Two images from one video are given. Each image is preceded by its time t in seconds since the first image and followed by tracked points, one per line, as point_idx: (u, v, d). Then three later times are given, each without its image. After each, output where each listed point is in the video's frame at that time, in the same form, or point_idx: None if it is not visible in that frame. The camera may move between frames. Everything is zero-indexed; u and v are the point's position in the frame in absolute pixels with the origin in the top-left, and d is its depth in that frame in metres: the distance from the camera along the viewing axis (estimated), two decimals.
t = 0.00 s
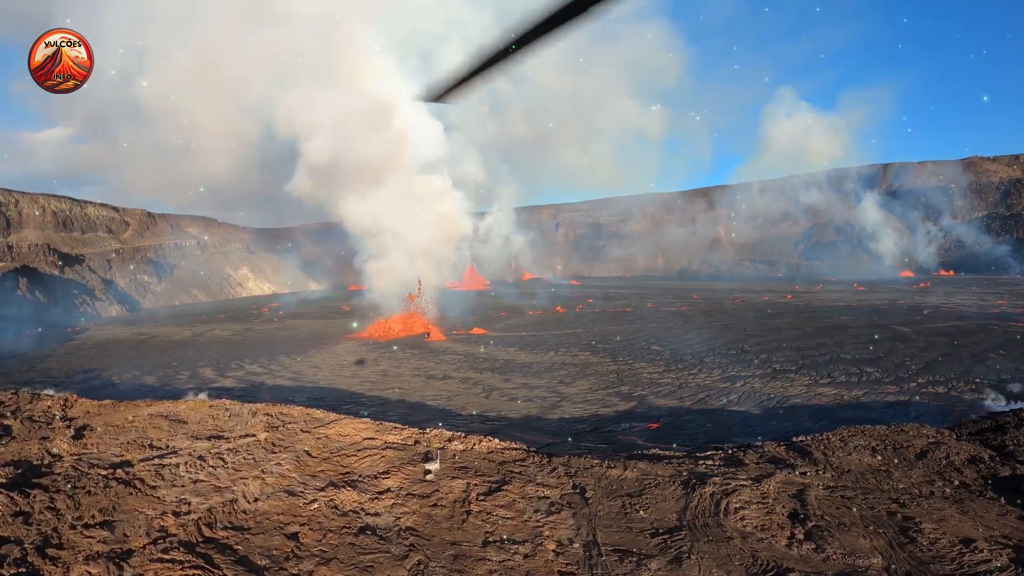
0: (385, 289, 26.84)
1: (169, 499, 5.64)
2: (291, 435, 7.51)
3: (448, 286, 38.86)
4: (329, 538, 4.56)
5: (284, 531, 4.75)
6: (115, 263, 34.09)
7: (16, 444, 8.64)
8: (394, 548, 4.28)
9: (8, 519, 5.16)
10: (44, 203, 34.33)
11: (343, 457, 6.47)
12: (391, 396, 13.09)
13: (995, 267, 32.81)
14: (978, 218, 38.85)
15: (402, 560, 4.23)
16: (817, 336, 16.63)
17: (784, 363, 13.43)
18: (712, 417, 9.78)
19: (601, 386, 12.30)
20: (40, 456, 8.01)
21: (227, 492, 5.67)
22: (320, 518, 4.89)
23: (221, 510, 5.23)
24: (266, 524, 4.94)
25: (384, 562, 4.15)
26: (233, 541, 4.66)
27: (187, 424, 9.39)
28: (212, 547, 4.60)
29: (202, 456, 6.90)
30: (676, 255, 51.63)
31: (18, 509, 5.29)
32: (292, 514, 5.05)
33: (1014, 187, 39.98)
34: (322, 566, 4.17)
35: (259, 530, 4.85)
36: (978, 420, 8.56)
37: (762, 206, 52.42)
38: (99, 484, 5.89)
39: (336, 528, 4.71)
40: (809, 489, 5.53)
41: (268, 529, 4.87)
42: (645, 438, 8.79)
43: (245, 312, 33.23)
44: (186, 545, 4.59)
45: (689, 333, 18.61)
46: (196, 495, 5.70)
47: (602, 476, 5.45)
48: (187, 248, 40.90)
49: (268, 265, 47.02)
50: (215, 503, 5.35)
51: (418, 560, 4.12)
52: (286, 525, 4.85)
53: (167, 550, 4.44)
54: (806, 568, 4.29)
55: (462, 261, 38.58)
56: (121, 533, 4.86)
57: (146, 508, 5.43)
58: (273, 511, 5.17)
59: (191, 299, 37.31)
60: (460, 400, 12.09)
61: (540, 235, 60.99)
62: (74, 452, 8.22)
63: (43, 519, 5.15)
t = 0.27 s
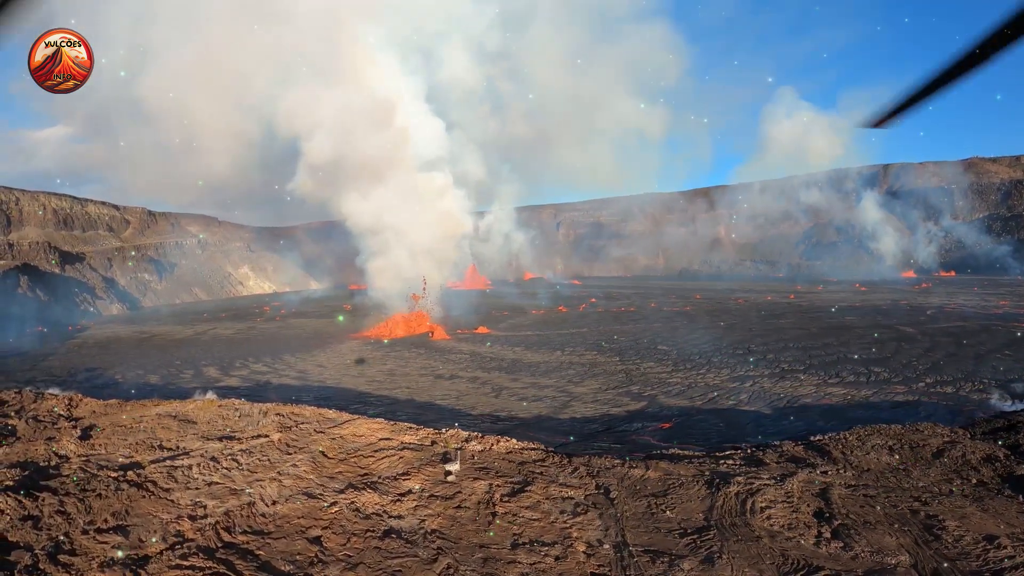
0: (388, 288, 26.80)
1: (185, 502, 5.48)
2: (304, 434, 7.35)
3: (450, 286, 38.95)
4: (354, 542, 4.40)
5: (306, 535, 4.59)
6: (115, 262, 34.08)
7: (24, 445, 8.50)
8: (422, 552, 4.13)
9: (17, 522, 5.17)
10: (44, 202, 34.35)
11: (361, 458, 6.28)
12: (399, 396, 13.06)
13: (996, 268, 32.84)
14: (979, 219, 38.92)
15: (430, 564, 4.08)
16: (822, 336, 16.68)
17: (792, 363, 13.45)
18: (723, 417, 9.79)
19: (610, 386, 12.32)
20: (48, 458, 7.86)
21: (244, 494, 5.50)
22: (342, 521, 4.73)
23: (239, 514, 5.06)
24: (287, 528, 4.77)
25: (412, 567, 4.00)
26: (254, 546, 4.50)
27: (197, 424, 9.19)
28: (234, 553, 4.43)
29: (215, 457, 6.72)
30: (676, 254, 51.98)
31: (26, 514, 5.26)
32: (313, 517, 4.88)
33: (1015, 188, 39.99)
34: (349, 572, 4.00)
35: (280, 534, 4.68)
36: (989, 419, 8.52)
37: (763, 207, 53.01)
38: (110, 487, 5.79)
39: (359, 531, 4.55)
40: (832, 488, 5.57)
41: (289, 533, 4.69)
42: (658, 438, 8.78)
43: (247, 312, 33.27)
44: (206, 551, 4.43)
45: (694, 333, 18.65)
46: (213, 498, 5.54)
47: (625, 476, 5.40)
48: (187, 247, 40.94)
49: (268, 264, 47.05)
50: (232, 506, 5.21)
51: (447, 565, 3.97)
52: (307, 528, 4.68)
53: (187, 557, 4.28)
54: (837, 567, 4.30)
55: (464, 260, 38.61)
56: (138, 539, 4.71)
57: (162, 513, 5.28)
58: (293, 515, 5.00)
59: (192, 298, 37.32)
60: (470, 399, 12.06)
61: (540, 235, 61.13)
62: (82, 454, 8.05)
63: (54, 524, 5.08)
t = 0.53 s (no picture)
0: (389, 287, 26.72)
1: (198, 506, 5.29)
2: (316, 434, 7.17)
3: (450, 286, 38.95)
4: (377, 546, 4.21)
5: (327, 538, 4.40)
6: (114, 260, 34.00)
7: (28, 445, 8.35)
8: (449, 555, 3.97)
9: (23, 529, 4.79)
10: (43, 199, 34.35)
11: (377, 459, 6.06)
12: (406, 396, 13.02)
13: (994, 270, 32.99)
14: (977, 221, 39.10)
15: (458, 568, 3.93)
16: (827, 337, 16.75)
17: (798, 364, 13.49)
18: (733, 417, 9.80)
19: (617, 386, 12.33)
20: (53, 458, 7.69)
21: (259, 497, 5.31)
22: (363, 524, 4.53)
23: (255, 517, 4.87)
24: (306, 532, 4.57)
25: (439, 572, 3.83)
26: (273, 550, 4.31)
27: (205, 424, 8.98)
28: (253, 558, 4.23)
29: (226, 459, 6.52)
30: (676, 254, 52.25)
31: (32, 518, 4.92)
32: (334, 521, 4.67)
33: (1014, 190, 40.13)
34: None
35: (299, 538, 4.48)
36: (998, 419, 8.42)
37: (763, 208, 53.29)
38: (120, 489, 5.51)
39: (382, 534, 4.36)
40: (852, 486, 5.61)
41: (309, 537, 4.49)
42: (670, 438, 8.76)
43: (247, 311, 33.25)
44: (224, 557, 4.23)
45: (699, 334, 18.71)
46: (227, 501, 5.35)
47: (646, 476, 5.39)
48: (186, 246, 40.91)
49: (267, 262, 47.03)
50: (247, 509, 5.02)
51: (475, 569, 3.82)
52: (328, 532, 4.48)
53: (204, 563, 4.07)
54: (866, 566, 4.31)
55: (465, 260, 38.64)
56: (152, 544, 4.52)
57: (175, 517, 5.08)
58: (312, 519, 4.80)
59: (191, 296, 37.22)
60: (477, 399, 12.03)
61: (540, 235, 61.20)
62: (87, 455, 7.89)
63: (64, 529, 4.78)
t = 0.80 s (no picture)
0: (390, 287, 26.59)
1: (211, 511, 5.12)
2: (328, 436, 7.00)
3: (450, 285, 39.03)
4: (402, 551, 4.04)
5: (348, 542, 4.23)
6: (112, 258, 33.99)
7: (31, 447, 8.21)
8: (477, 560, 3.85)
9: (29, 536, 4.61)
10: (42, 197, 34.39)
11: (393, 461, 5.86)
12: (412, 396, 12.99)
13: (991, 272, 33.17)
14: (974, 223, 39.34)
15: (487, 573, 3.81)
16: (830, 337, 16.85)
17: (803, 364, 13.55)
18: (742, 418, 9.84)
19: (624, 386, 12.36)
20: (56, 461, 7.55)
21: (273, 502, 5.13)
22: (385, 528, 4.36)
23: (271, 523, 4.69)
24: (325, 537, 4.39)
25: None
26: (292, 557, 4.13)
27: (213, 424, 8.80)
28: (272, 565, 4.04)
29: (237, 461, 6.35)
30: (674, 255, 52.62)
31: (41, 523, 4.74)
32: (354, 525, 4.47)
33: (1012, 192, 40.32)
34: None
35: (319, 543, 4.30)
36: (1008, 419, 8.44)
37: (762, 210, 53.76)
38: (129, 493, 5.35)
39: (406, 538, 4.19)
40: (870, 486, 5.67)
41: (330, 541, 4.31)
42: (680, 439, 8.78)
43: (246, 310, 33.32)
44: (241, 564, 4.05)
45: (702, 334, 18.80)
46: (241, 506, 5.17)
47: (665, 477, 5.42)
48: (184, 244, 40.90)
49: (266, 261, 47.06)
50: (262, 514, 4.84)
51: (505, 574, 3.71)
52: (348, 536, 4.30)
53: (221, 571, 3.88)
54: (890, 564, 4.35)
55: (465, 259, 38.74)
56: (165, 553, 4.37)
57: (188, 523, 4.90)
58: (330, 523, 4.60)
59: (189, 295, 37.10)
60: (484, 399, 12.01)
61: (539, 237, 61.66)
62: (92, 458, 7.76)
63: (72, 535, 4.62)
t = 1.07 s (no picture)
0: (390, 287, 26.43)
1: (225, 516, 4.97)
2: (340, 437, 6.86)
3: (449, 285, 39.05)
4: (428, 556, 3.92)
5: (371, 548, 4.08)
6: (109, 256, 33.83)
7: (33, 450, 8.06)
8: (506, 566, 3.75)
9: (36, 543, 4.46)
10: (39, 195, 34.22)
11: (409, 464, 5.72)
12: (417, 396, 12.93)
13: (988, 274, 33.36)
14: (971, 225, 39.58)
15: None
16: (832, 339, 16.92)
17: (807, 365, 13.59)
18: (750, 418, 9.85)
19: (630, 386, 12.36)
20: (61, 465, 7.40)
21: (290, 505, 4.98)
22: (409, 532, 4.22)
23: (289, 528, 4.54)
24: (346, 542, 4.23)
25: None
26: (313, 564, 3.97)
27: (219, 425, 8.64)
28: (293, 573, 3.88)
29: (248, 465, 6.20)
30: (671, 255, 52.81)
31: (47, 530, 4.58)
32: (376, 530, 4.32)
33: (1010, 195, 40.59)
34: None
35: (341, 549, 4.14)
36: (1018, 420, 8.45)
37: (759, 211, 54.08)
38: (138, 497, 5.20)
39: (431, 543, 4.07)
40: (887, 485, 5.72)
41: (351, 547, 4.16)
42: (690, 440, 8.77)
43: (244, 309, 33.21)
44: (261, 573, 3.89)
45: (704, 335, 18.85)
46: (256, 510, 5.02)
47: (685, 478, 5.45)
48: (181, 243, 40.74)
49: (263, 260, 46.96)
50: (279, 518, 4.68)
51: None
52: (370, 541, 4.16)
53: None
54: (914, 562, 4.37)
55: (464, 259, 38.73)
56: (181, 559, 4.21)
57: (202, 529, 4.74)
58: (351, 527, 4.45)
59: (187, 294, 36.89)
60: (490, 400, 11.97)
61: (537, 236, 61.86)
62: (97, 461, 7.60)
63: (81, 542, 4.48)
